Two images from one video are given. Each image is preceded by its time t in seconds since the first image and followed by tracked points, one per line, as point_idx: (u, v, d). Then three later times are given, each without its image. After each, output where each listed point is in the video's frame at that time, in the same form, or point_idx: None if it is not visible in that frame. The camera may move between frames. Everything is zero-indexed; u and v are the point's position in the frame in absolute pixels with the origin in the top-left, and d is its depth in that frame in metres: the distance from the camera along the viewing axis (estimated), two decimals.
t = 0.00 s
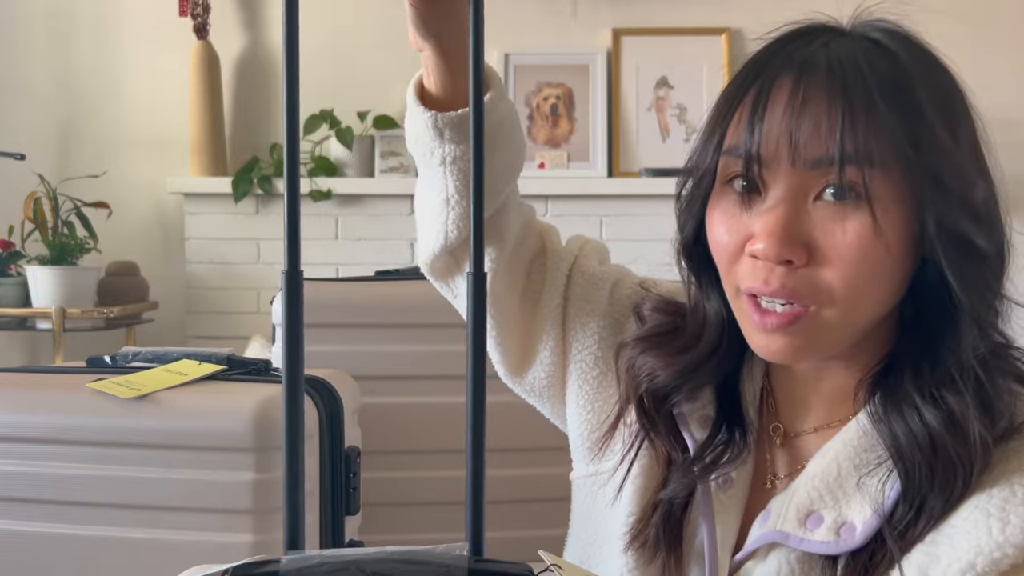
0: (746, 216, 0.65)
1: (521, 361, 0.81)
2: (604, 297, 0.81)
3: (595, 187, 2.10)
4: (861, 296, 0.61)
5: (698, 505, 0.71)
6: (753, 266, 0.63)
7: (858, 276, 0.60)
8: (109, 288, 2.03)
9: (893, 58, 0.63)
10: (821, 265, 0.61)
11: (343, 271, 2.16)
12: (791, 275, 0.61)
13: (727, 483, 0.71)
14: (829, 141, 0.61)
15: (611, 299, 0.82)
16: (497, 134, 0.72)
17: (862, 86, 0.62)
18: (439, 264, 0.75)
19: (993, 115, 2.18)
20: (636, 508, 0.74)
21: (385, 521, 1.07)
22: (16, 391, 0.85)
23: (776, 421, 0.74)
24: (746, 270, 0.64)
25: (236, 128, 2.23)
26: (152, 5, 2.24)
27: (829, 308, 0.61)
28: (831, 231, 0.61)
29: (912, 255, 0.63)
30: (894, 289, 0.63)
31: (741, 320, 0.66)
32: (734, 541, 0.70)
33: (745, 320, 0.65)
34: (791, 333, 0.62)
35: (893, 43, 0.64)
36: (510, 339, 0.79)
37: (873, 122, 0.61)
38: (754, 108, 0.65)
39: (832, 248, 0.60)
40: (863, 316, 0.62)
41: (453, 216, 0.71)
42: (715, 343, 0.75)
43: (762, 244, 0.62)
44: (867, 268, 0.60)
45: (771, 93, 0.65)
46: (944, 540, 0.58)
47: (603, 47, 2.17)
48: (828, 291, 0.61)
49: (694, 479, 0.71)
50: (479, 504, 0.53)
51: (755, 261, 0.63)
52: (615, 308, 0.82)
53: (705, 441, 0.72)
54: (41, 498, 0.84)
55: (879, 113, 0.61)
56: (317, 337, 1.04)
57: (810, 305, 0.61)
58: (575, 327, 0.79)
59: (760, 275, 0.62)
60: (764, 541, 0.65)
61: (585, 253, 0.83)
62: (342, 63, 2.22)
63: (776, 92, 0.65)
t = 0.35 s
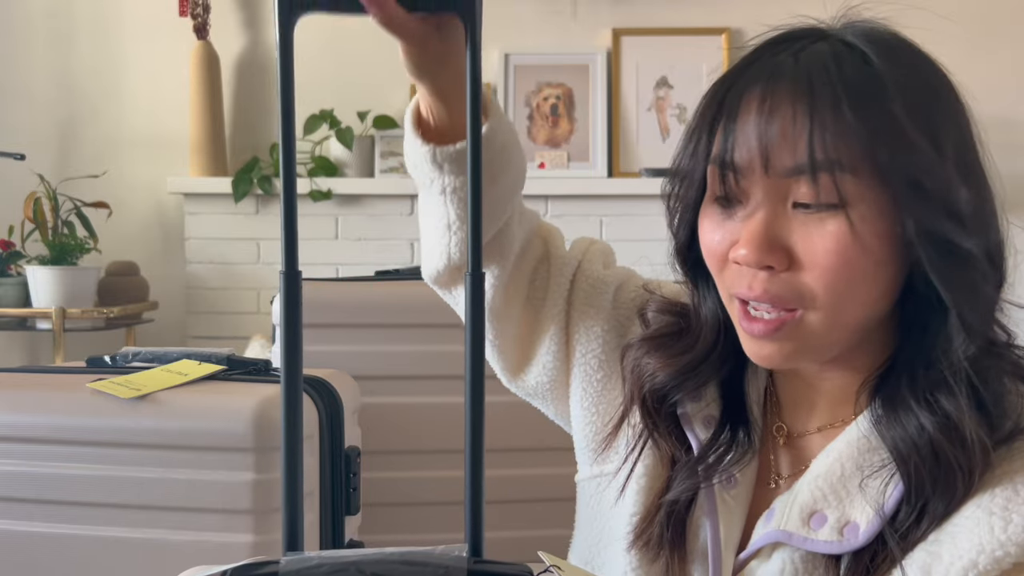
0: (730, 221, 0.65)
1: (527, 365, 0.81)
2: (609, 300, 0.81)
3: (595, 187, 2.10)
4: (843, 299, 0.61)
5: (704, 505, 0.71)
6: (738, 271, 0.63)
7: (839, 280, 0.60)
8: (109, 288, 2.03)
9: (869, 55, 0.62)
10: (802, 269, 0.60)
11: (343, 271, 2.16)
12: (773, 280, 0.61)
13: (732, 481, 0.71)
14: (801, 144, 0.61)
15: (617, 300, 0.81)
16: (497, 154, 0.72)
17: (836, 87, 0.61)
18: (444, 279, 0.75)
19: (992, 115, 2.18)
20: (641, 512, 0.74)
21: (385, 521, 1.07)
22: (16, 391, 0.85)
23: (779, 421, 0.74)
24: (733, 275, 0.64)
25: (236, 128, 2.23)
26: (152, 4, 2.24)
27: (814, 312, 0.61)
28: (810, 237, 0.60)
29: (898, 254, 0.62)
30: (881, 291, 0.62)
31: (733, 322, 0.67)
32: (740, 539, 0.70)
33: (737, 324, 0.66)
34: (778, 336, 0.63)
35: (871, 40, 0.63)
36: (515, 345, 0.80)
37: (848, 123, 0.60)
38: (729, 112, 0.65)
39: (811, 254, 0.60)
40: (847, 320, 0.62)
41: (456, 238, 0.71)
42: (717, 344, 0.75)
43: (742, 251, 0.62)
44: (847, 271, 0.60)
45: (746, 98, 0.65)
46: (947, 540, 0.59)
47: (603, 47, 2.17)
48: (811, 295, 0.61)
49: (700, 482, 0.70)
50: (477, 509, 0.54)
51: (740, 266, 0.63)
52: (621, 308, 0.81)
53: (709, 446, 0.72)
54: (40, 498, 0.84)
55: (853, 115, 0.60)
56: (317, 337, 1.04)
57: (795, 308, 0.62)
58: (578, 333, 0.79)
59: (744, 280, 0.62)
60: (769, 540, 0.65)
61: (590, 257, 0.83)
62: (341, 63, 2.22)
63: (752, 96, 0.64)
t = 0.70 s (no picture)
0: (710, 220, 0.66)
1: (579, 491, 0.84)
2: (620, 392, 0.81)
3: (595, 187, 2.10)
4: (811, 296, 0.60)
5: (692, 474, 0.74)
6: (713, 266, 0.64)
7: (806, 277, 0.60)
8: (109, 288, 2.03)
9: (845, 58, 0.62)
10: (769, 265, 0.61)
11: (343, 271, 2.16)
12: (741, 275, 0.62)
13: (726, 486, 0.71)
14: (769, 142, 0.61)
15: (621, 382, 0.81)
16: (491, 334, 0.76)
17: (806, 88, 0.61)
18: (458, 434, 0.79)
19: (992, 115, 2.18)
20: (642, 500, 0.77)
21: (385, 521, 1.07)
22: (16, 391, 0.85)
23: (774, 422, 0.75)
24: (711, 271, 0.65)
25: (236, 128, 2.23)
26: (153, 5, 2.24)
27: (780, 309, 0.61)
28: (777, 233, 0.60)
29: (872, 255, 0.61)
30: (853, 291, 0.62)
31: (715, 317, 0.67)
32: (738, 541, 0.70)
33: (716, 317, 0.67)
34: (750, 331, 0.63)
35: (851, 43, 0.63)
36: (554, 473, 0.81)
37: (815, 122, 0.60)
38: (710, 112, 0.66)
39: (777, 250, 0.60)
40: (817, 319, 0.62)
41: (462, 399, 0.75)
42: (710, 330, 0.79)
43: (714, 245, 0.63)
44: (814, 268, 0.60)
45: (724, 99, 0.66)
46: (942, 540, 0.58)
47: (602, 47, 2.17)
48: (777, 291, 0.61)
49: (687, 454, 0.73)
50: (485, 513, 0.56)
51: (714, 261, 0.64)
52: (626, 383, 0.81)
53: (695, 421, 0.75)
54: (40, 498, 0.84)
55: (820, 115, 0.60)
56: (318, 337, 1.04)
57: (765, 304, 0.62)
58: (586, 442, 0.79)
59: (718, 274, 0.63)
60: (767, 540, 0.65)
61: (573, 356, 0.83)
62: (341, 63, 2.22)
63: (730, 98, 0.65)
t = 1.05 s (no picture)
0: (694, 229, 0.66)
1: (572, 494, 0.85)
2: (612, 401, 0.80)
3: (595, 187, 2.10)
4: (795, 300, 0.60)
5: (686, 466, 0.74)
6: (701, 274, 0.64)
7: (789, 281, 0.60)
8: (109, 288, 2.03)
9: (809, 64, 0.62)
10: (753, 270, 0.61)
11: (343, 271, 2.16)
12: (728, 282, 0.62)
13: (718, 479, 0.72)
14: (743, 151, 0.61)
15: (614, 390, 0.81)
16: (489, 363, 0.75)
17: (774, 96, 0.61)
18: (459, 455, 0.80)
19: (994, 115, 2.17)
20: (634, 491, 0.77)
21: (385, 521, 1.07)
22: (17, 391, 0.85)
23: (767, 418, 0.75)
24: (700, 279, 0.65)
25: (236, 128, 2.23)
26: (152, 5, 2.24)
27: (767, 314, 0.61)
28: (759, 239, 0.60)
29: (852, 257, 0.61)
30: (837, 292, 0.61)
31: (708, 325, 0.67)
32: (731, 533, 0.70)
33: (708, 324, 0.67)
34: (741, 338, 0.63)
35: (816, 48, 0.63)
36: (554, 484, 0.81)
37: (785, 129, 0.60)
38: (684, 126, 0.66)
39: (760, 256, 0.60)
40: (804, 323, 0.61)
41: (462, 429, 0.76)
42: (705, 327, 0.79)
43: (700, 254, 0.63)
44: (796, 271, 0.60)
45: (697, 111, 0.66)
46: (933, 530, 0.58)
47: (602, 47, 2.17)
48: (763, 296, 0.61)
49: (678, 448, 0.74)
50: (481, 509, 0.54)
51: (701, 270, 0.64)
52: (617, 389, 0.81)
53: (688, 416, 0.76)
54: (41, 498, 0.84)
55: (789, 121, 0.60)
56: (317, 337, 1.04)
57: (751, 311, 0.62)
58: (586, 453, 0.80)
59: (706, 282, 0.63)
60: (759, 532, 0.65)
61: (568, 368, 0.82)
62: (341, 63, 2.22)
63: (702, 109, 0.65)
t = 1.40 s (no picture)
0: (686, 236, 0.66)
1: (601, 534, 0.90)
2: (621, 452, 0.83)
3: (595, 187, 2.10)
4: (785, 304, 0.61)
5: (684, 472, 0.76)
6: (693, 281, 0.64)
7: (779, 285, 0.60)
8: (109, 288, 2.03)
9: (792, 69, 0.62)
10: (744, 277, 0.61)
11: (343, 271, 2.16)
12: (719, 289, 0.62)
13: (717, 486, 0.73)
14: (730, 158, 0.61)
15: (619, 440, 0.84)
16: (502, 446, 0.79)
17: (758, 101, 0.61)
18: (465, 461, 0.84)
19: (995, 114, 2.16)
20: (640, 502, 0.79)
21: (386, 522, 1.07)
22: (18, 391, 0.85)
23: (766, 422, 0.76)
24: (692, 288, 0.65)
25: (237, 128, 2.23)
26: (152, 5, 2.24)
27: (759, 320, 0.61)
28: (748, 244, 0.61)
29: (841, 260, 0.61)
30: (826, 295, 0.61)
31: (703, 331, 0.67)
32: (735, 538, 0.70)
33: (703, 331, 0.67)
34: (736, 345, 0.63)
35: (799, 55, 0.63)
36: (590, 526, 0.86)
37: (770, 135, 0.60)
38: (672, 133, 0.67)
39: (750, 261, 0.60)
40: (794, 326, 0.62)
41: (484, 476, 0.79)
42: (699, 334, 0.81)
43: (692, 260, 0.63)
44: (785, 276, 0.60)
45: (684, 118, 0.66)
46: (928, 529, 0.58)
47: (603, 47, 2.17)
48: (756, 302, 0.61)
49: (677, 455, 0.75)
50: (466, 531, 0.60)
51: (693, 276, 0.64)
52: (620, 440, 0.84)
53: (686, 423, 0.77)
54: (41, 499, 0.84)
55: (773, 127, 0.60)
56: (318, 337, 1.04)
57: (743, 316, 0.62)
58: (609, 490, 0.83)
59: (698, 289, 0.64)
60: (759, 537, 0.66)
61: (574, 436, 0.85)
62: (341, 63, 2.22)
63: (688, 117, 0.66)
